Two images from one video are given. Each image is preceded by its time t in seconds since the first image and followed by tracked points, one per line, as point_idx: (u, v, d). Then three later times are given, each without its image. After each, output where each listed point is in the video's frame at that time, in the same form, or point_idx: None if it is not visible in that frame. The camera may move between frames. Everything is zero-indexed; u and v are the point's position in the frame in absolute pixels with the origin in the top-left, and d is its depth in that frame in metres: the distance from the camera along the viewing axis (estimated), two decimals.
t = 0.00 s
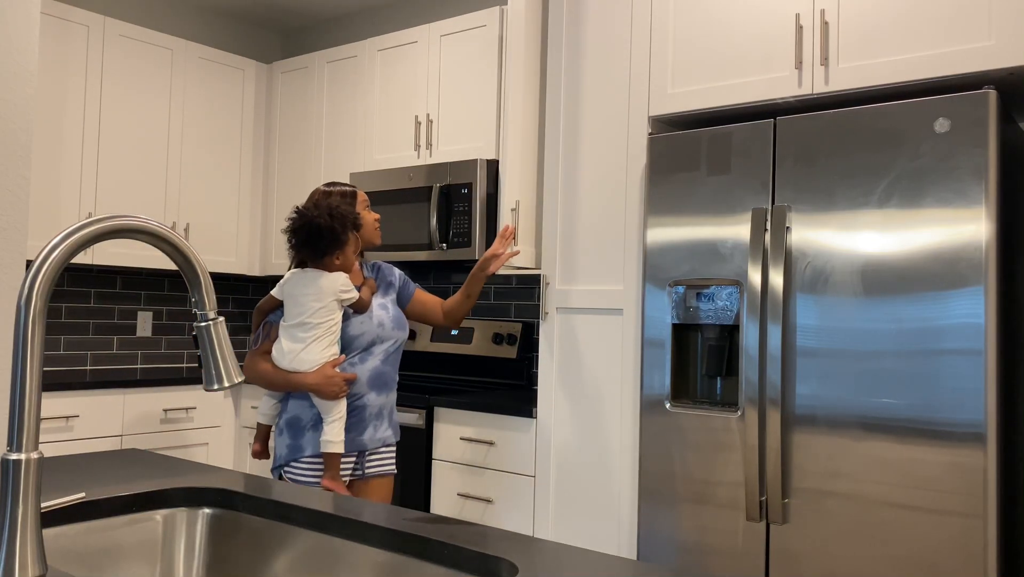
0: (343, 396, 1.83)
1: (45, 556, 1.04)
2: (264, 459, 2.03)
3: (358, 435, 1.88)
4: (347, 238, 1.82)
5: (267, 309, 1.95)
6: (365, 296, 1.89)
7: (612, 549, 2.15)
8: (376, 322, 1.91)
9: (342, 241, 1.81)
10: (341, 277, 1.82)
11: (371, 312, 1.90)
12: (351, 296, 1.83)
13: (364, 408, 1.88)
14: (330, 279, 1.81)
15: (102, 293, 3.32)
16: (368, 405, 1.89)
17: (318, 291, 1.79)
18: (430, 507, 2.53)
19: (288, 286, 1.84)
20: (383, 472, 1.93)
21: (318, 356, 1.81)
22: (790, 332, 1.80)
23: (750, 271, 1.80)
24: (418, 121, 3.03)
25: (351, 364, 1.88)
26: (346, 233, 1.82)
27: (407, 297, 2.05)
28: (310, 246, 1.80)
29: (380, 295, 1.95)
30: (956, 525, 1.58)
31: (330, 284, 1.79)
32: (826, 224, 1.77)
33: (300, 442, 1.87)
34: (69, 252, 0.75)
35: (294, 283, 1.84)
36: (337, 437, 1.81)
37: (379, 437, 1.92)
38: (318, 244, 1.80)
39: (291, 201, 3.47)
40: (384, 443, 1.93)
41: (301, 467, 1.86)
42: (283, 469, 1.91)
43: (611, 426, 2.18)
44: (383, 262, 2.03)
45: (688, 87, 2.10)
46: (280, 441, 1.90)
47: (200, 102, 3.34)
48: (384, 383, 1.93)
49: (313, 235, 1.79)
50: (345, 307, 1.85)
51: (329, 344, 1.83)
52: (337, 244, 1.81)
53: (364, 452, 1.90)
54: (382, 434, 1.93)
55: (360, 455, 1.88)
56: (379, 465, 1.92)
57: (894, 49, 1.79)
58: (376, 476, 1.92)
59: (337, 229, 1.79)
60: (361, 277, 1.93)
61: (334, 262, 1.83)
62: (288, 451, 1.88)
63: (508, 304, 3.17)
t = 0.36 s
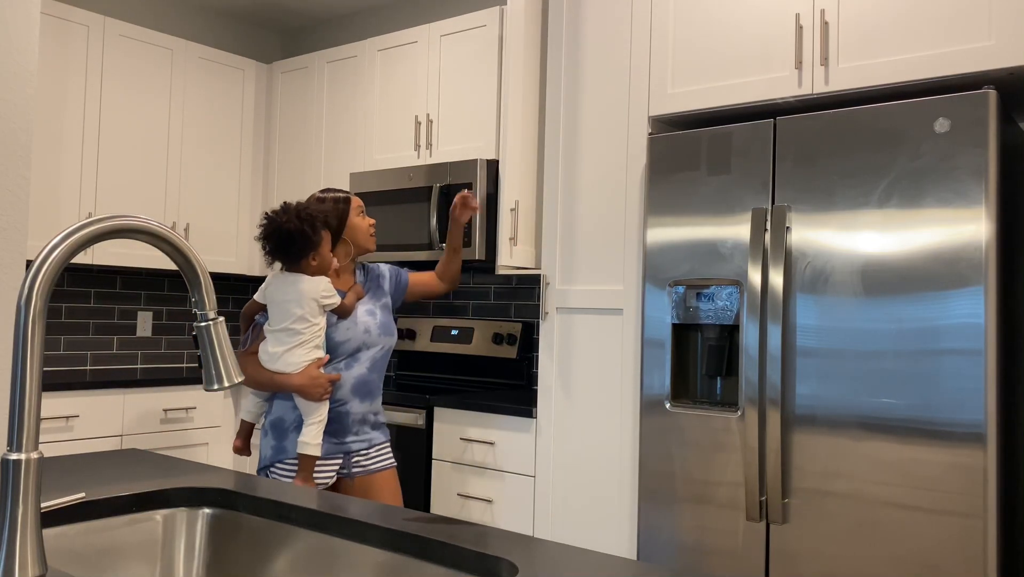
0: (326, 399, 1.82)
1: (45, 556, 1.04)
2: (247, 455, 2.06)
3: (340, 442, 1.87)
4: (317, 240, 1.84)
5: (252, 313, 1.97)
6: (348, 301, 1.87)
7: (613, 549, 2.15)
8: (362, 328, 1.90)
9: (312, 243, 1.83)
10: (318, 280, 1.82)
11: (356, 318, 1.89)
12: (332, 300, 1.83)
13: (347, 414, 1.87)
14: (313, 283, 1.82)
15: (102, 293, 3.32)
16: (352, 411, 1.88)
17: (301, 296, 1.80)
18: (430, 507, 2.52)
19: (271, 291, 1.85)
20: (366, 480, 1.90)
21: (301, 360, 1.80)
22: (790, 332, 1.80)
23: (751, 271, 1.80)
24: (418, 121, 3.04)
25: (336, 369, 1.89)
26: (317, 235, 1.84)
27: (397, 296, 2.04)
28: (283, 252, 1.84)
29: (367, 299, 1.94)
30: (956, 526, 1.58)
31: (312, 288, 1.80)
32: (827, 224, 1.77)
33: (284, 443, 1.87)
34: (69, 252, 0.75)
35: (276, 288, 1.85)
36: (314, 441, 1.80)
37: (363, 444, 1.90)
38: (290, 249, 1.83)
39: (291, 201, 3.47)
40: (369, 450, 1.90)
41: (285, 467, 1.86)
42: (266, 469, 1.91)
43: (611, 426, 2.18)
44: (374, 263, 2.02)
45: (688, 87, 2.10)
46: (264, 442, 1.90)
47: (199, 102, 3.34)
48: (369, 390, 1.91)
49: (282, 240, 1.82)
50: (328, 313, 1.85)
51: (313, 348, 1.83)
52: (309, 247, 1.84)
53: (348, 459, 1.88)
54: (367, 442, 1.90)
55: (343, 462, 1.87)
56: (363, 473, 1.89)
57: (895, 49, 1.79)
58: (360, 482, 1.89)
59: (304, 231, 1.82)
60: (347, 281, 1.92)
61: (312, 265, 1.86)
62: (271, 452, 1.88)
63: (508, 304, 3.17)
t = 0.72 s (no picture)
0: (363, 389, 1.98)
1: (45, 556, 1.04)
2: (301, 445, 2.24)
3: (380, 428, 2.03)
4: (313, 248, 1.91)
5: (287, 320, 2.14)
6: (371, 291, 2.00)
7: (613, 549, 2.15)
8: (390, 318, 2.03)
9: (309, 253, 1.91)
10: (331, 280, 1.93)
11: (384, 307, 2.02)
12: (351, 292, 1.94)
13: (384, 402, 2.03)
14: (329, 284, 1.93)
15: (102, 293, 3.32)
16: (388, 399, 2.04)
17: (322, 301, 1.92)
18: (430, 507, 2.52)
19: (291, 298, 1.96)
20: (404, 463, 2.07)
21: (336, 357, 1.97)
22: (790, 332, 1.80)
23: (751, 271, 1.80)
24: (418, 122, 3.04)
25: (371, 360, 2.03)
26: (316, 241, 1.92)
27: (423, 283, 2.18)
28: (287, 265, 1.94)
29: (395, 288, 2.07)
30: (956, 526, 1.58)
31: (330, 290, 1.91)
32: (827, 224, 1.77)
33: (323, 434, 2.03)
34: (69, 252, 0.75)
35: (295, 294, 1.96)
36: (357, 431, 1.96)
37: (401, 428, 2.06)
38: (292, 261, 1.92)
39: (291, 201, 3.47)
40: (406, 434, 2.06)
41: (324, 458, 2.02)
42: (307, 458, 2.08)
43: (612, 426, 2.18)
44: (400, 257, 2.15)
45: (688, 87, 2.10)
46: (307, 433, 2.07)
47: (199, 101, 3.34)
48: (405, 378, 2.06)
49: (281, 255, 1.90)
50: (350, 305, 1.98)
51: (344, 343, 1.99)
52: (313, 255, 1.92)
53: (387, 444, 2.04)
54: (404, 426, 2.07)
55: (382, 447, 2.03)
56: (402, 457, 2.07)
57: (895, 49, 1.79)
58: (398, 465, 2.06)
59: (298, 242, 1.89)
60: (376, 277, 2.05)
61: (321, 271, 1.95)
62: (312, 442, 2.05)
63: (508, 304, 3.18)
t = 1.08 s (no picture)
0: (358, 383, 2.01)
1: (45, 556, 1.04)
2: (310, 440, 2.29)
3: (379, 425, 2.07)
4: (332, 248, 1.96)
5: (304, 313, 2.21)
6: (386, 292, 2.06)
7: (612, 549, 2.16)
8: (392, 319, 2.08)
9: (328, 254, 1.96)
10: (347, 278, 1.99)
11: (391, 309, 2.07)
12: (363, 292, 2.00)
13: (383, 399, 2.07)
14: (344, 281, 1.98)
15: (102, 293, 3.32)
16: (387, 397, 2.07)
17: (330, 293, 1.98)
18: (430, 507, 2.52)
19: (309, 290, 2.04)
20: (405, 459, 2.11)
21: (333, 349, 2.01)
22: (790, 332, 1.80)
23: (751, 271, 1.80)
24: (418, 122, 3.04)
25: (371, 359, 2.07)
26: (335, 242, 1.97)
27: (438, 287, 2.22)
28: (306, 264, 2.00)
29: (407, 289, 2.13)
30: (956, 526, 1.58)
31: (340, 285, 1.97)
32: (826, 224, 1.77)
33: (327, 429, 2.08)
34: (69, 252, 0.75)
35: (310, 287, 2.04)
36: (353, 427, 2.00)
37: (402, 426, 2.09)
38: (311, 261, 1.98)
39: (291, 200, 3.47)
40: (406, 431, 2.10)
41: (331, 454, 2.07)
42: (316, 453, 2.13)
43: (611, 426, 2.18)
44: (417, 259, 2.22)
45: (688, 87, 2.10)
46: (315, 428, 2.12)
47: (199, 102, 3.34)
48: (404, 376, 2.10)
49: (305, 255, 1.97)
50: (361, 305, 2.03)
51: (345, 339, 2.02)
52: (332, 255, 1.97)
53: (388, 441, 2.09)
54: (405, 423, 2.10)
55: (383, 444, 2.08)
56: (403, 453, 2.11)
57: (895, 49, 1.79)
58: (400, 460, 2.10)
59: (317, 243, 1.95)
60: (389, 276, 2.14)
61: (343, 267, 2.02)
62: (319, 437, 2.10)
63: (508, 304, 3.18)
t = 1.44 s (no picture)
0: (339, 383, 2.00)
1: (45, 556, 1.04)
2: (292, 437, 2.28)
3: (357, 426, 2.02)
4: (323, 244, 2.03)
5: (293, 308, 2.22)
6: (374, 296, 2.04)
7: (612, 549, 2.15)
8: (380, 322, 2.06)
9: (319, 246, 2.03)
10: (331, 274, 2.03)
11: (379, 313, 2.06)
12: (351, 293, 2.01)
13: (362, 400, 2.03)
14: (332, 279, 2.01)
15: (102, 292, 3.32)
16: (366, 398, 2.03)
17: (320, 289, 2.00)
18: (430, 507, 2.52)
19: (300, 288, 2.07)
20: (382, 464, 2.03)
21: (319, 346, 2.01)
22: (790, 332, 1.80)
23: (750, 271, 1.80)
24: (418, 122, 3.04)
25: (354, 360, 2.05)
26: (328, 237, 2.04)
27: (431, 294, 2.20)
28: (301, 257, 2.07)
29: (398, 295, 2.11)
30: (957, 526, 1.58)
31: (331, 283, 1.99)
32: (827, 224, 1.77)
33: (307, 427, 2.06)
34: (69, 252, 0.75)
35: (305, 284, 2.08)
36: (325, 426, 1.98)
37: (380, 430, 2.03)
38: (304, 253, 2.05)
39: (291, 201, 3.47)
40: (384, 435, 2.03)
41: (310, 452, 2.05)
42: (297, 451, 2.12)
43: (610, 426, 2.18)
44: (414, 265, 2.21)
45: (688, 87, 2.10)
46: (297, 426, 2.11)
47: (199, 102, 3.34)
48: (385, 379, 2.05)
49: (298, 246, 2.05)
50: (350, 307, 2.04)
51: (332, 337, 2.01)
52: (322, 250, 2.04)
53: (365, 444, 2.03)
54: (384, 427, 2.04)
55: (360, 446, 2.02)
56: (380, 458, 2.03)
57: (894, 49, 1.79)
58: (379, 466, 2.03)
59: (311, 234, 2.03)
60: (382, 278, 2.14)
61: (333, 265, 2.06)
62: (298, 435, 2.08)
63: (508, 304, 3.18)
